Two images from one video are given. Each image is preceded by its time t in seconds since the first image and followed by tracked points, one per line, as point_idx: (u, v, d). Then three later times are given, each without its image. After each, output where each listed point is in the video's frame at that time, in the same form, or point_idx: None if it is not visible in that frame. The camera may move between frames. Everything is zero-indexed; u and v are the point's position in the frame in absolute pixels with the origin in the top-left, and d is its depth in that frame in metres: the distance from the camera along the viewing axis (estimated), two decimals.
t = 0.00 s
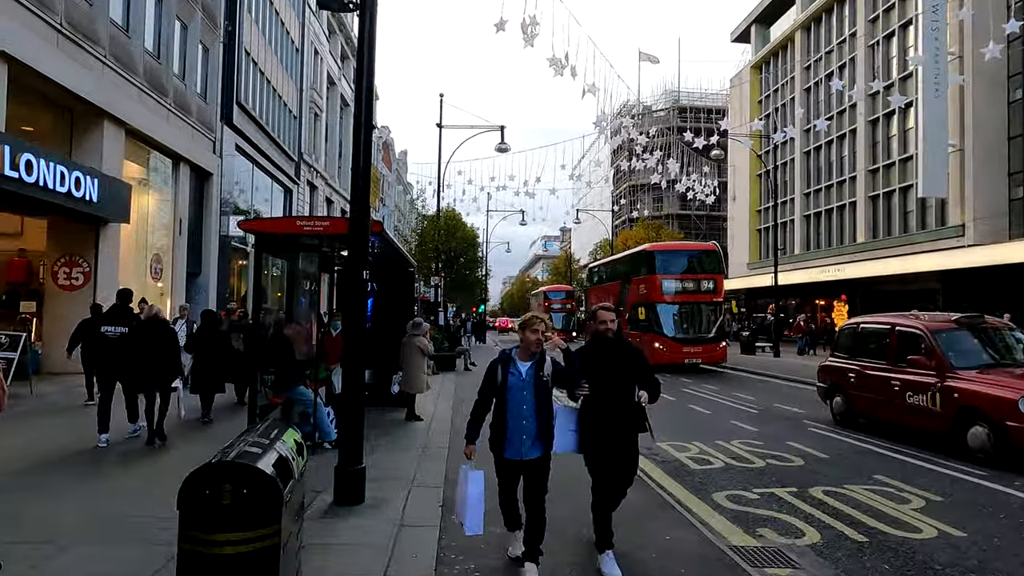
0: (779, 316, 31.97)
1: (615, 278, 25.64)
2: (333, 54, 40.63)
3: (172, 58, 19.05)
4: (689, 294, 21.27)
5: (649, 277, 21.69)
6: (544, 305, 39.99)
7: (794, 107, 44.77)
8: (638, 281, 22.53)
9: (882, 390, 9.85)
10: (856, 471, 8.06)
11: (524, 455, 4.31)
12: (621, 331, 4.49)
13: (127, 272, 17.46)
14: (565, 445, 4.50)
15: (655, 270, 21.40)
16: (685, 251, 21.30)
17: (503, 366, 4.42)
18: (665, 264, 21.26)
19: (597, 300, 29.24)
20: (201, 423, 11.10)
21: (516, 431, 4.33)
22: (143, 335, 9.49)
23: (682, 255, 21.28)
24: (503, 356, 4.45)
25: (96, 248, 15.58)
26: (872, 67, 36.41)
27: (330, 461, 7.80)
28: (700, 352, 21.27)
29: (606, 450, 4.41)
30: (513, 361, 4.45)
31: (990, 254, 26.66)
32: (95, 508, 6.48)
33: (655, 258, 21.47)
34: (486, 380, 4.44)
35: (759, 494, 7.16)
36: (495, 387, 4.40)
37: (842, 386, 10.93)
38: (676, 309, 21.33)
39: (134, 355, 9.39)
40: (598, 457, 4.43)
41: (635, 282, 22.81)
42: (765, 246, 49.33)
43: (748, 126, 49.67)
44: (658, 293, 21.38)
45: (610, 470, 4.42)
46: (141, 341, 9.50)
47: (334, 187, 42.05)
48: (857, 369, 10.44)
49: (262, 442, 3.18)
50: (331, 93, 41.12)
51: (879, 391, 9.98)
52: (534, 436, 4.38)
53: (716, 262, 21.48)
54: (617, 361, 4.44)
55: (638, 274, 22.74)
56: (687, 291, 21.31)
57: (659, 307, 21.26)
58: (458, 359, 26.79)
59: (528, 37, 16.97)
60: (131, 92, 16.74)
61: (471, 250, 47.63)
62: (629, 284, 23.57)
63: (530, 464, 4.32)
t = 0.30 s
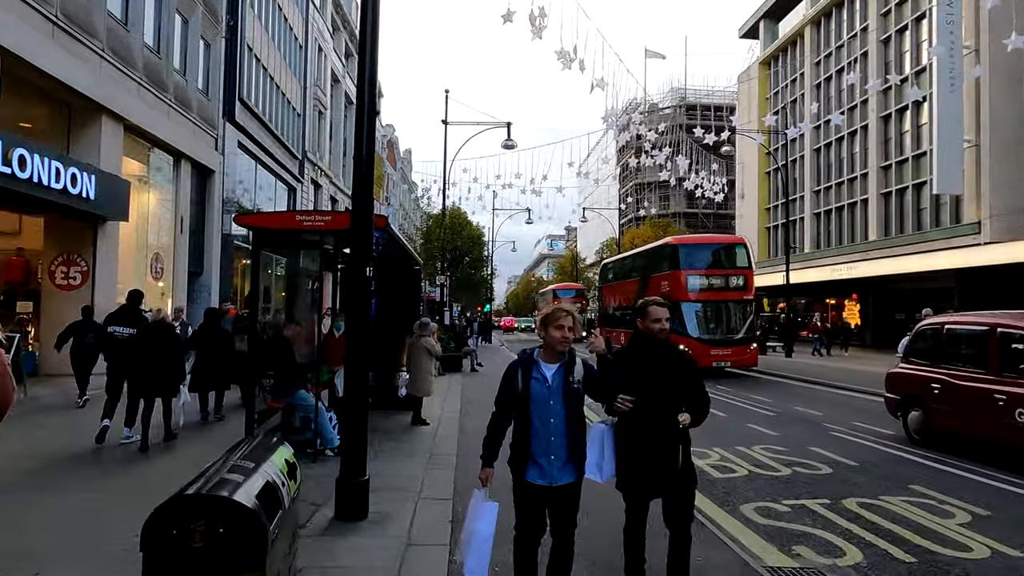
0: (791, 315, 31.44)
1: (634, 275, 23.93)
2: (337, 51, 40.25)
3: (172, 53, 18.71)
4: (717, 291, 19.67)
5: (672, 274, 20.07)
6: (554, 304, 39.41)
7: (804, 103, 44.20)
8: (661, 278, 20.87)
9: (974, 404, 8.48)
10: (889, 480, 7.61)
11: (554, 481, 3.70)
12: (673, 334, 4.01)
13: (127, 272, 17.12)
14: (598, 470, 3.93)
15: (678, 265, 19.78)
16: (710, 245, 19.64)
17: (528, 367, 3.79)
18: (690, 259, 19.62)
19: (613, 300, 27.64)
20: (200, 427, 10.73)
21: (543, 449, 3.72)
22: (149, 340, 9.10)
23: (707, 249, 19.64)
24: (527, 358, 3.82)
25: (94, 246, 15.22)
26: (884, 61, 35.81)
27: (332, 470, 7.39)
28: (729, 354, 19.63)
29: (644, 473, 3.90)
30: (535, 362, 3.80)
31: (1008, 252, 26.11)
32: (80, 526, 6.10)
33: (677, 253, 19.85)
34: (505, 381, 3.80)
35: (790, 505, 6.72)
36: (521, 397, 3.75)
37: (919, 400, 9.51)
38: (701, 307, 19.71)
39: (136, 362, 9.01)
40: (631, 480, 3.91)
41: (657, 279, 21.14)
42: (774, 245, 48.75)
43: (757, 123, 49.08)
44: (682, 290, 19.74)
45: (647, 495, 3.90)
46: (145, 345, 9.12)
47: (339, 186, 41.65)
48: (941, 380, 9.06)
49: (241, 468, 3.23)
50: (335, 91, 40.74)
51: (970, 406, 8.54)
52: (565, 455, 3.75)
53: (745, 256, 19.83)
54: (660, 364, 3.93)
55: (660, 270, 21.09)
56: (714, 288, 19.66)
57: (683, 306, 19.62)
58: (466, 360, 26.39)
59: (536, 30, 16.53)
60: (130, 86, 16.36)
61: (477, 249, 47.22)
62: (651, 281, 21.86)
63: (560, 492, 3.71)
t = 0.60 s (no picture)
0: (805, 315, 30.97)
1: (660, 271, 21.95)
2: (345, 50, 40.02)
3: (179, 49, 18.43)
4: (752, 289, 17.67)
5: (702, 270, 18.20)
6: (564, 304, 38.98)
7: (816, 101, 43.66)
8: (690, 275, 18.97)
9: None
10: (930, 489, 7.22)
11: (604, 533, 2.82)
12: (766, 343, 3.28)
13: (134, 273, 16.87)
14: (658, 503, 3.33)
15: (709, 261, 17.90)
16: (744, 238, 17.69)
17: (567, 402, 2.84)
18: (721, 254, 17.74)
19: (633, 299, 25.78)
20: (209, 428, 10.42)
21: (594, 496, 2.83)
22: (168, 332, 9.38)
23: (740, 243, 17.68)
24: (567, 374, 2.90)
25: (100, 244, 14.96)
26: (899, 58, 35.30)
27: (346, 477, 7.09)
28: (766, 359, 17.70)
29: (732, 519, 3.16)
30: (577, 384, 2.89)
31: None
32: (80, 534, 5.79)
33: (707, 247, 17.97)
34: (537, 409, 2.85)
35: (829, 516, 6.34)
36: (561, 431, 2.82)
37: None
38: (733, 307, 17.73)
39: (151, 354, 9.16)
40: (713, 529, 3.19)
41: (685, 275, 19.24)
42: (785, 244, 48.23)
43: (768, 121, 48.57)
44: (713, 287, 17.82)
45: (729, 546, 3.18)
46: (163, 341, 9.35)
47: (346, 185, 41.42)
48: None
49: (241, 491, 2.98)
50: (343, 90, 40.50)
51: None
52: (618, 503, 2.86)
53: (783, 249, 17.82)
54: (754, 380, 3.19)
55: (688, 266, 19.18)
56: (747, 286, 17.72)
57: (714, 306, 17.72)
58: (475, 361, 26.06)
59: (549, 24, 16.17)
60: (136, 82, 16.07)
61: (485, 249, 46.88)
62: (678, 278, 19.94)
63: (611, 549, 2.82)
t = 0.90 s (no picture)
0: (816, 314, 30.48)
1: (678, 268, 20.10)
2: (350, 46, 39.54)
3: (183, 43, 18.05)
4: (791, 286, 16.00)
5: (735, 266, 16.40)
6: (572, 302, 38.49)
7: (826, 98, 43.07)
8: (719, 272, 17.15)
9: None
10: (979, 498, 6.81)
11: None
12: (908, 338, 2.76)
13: (136, 271, 16.50)
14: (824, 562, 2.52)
15: (743, 255, 16.12)
16: (781, 230, 16.03)
17: (658, 414, 2.40)
18: (757, 247, 15.99)
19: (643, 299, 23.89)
20: (217, 429, 10.05)
21: (693, 547, 2.36)
22: (181, 334, 9.36)
23: (777, 235, 16.01)
24: (658, 386, 2.47)
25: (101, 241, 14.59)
26: (911, 54, 34.74)
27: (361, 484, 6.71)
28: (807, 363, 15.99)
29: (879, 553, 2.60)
30: (669, 394, 2.46)
31: None
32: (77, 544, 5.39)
33: (741, 239, 16.20)
34: (621, 428, 2.43)
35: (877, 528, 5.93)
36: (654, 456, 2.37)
37: None
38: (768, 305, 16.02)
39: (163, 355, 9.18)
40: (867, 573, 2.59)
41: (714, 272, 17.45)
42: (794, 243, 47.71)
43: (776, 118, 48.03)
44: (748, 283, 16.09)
45: None
46: (172, 341, 9.36)
47: (350, 183, 40.97)
48: None
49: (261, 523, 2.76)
50: (347, 87, 40.03)
51: None
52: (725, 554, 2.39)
53: (823, 243, 16.24)
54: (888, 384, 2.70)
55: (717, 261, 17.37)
56: (786, 282, 16.00)
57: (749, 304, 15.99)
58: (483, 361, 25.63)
59: (561, 15, 15.76)
60: (139, 76, 15.71)
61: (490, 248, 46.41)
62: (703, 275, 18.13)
63: None
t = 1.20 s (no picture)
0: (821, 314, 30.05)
1: (704, 263, 18.47)
2: (347, 44, 39.04)
3: (175, 37, 17.57)
4: (833, 283, 14.39)
5: (768, 261, 14.86)
6: (576, 302, 38.00)
7: (829, 96, 42.65)
8: (751, 267, 15.59)
9: None
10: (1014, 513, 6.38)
11: None
12: None
13: (128, 271, 16.05)
14: None
15: (776, 248, 14.61)
16: (820, 219, 14.42)
17: (840, 499, 1.57)
18: (792, 239, 14.49)
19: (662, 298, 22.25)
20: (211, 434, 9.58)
21: None
22: (179, 336, 8.89)
23: (816, 225, 14.41)
24: (840, 447, 1.62)
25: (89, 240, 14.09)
26: (916, 51, 34.31)
27: (359, 499, 6.25)
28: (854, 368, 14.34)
29: None
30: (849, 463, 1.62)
31: None
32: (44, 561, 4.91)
33: (774, 231, 14.68)
34: (783, 515, 1.58)
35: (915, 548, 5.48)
36: (841, 566, 1.54)
37: None
38: (804, 304, 14.49)
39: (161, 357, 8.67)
40: None
41: (744, 268, 15.91)
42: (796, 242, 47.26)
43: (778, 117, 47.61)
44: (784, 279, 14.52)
45: None
46: (172, 342, 8.81)
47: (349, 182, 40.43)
48: None
49: (238, 563, 2.20)
50: (345, 85, 39.52)
51: None
52: None
53: (869, 233, 14.51)
54: None
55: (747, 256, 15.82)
56: (826, 278, 14.42)
57: (785, 303, 14.48)
58: (484, 362, 25.16)
59: (566, 7, 15.32)
60: (129, 69, 15.21)
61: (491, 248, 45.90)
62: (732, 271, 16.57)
63: None
